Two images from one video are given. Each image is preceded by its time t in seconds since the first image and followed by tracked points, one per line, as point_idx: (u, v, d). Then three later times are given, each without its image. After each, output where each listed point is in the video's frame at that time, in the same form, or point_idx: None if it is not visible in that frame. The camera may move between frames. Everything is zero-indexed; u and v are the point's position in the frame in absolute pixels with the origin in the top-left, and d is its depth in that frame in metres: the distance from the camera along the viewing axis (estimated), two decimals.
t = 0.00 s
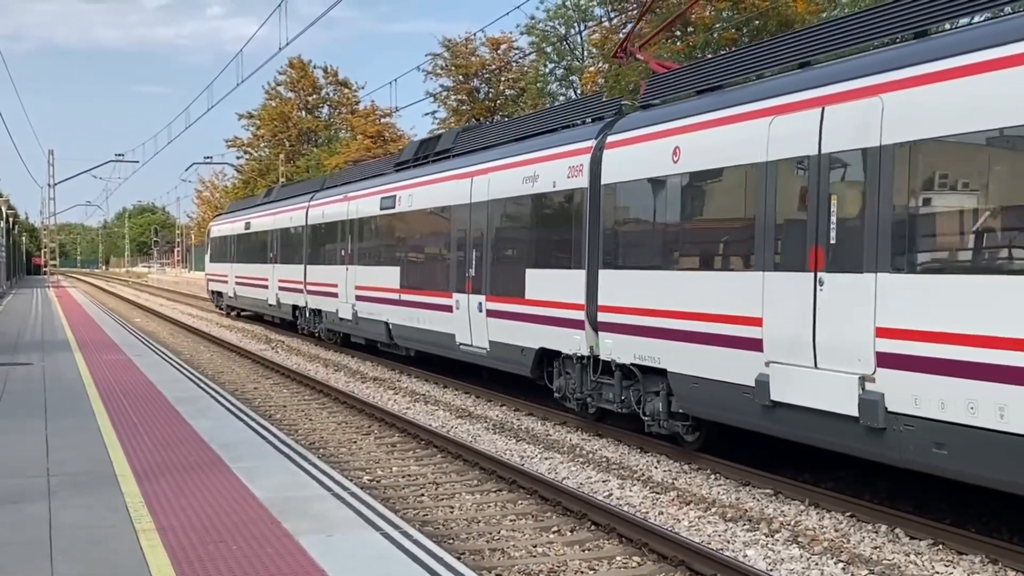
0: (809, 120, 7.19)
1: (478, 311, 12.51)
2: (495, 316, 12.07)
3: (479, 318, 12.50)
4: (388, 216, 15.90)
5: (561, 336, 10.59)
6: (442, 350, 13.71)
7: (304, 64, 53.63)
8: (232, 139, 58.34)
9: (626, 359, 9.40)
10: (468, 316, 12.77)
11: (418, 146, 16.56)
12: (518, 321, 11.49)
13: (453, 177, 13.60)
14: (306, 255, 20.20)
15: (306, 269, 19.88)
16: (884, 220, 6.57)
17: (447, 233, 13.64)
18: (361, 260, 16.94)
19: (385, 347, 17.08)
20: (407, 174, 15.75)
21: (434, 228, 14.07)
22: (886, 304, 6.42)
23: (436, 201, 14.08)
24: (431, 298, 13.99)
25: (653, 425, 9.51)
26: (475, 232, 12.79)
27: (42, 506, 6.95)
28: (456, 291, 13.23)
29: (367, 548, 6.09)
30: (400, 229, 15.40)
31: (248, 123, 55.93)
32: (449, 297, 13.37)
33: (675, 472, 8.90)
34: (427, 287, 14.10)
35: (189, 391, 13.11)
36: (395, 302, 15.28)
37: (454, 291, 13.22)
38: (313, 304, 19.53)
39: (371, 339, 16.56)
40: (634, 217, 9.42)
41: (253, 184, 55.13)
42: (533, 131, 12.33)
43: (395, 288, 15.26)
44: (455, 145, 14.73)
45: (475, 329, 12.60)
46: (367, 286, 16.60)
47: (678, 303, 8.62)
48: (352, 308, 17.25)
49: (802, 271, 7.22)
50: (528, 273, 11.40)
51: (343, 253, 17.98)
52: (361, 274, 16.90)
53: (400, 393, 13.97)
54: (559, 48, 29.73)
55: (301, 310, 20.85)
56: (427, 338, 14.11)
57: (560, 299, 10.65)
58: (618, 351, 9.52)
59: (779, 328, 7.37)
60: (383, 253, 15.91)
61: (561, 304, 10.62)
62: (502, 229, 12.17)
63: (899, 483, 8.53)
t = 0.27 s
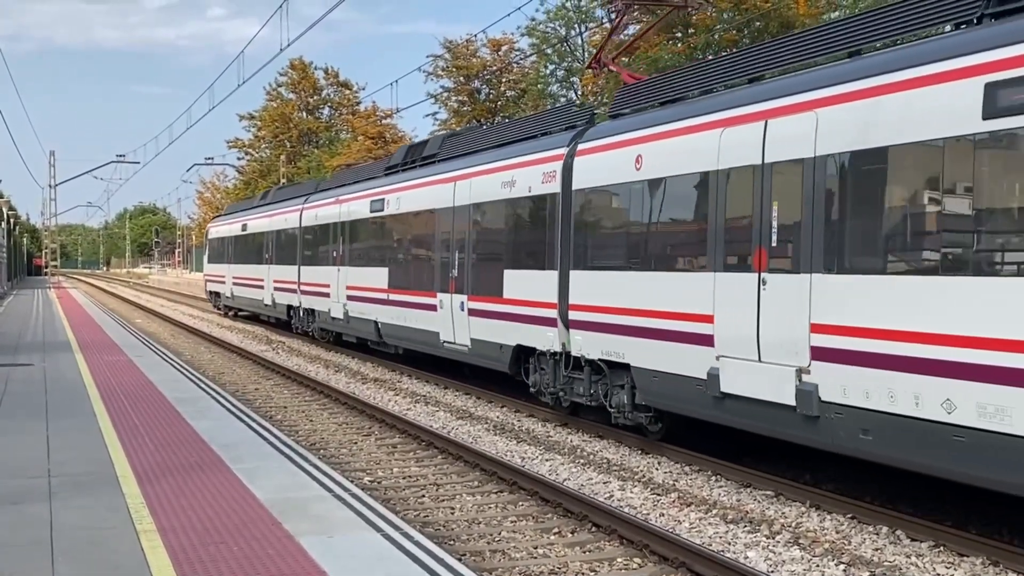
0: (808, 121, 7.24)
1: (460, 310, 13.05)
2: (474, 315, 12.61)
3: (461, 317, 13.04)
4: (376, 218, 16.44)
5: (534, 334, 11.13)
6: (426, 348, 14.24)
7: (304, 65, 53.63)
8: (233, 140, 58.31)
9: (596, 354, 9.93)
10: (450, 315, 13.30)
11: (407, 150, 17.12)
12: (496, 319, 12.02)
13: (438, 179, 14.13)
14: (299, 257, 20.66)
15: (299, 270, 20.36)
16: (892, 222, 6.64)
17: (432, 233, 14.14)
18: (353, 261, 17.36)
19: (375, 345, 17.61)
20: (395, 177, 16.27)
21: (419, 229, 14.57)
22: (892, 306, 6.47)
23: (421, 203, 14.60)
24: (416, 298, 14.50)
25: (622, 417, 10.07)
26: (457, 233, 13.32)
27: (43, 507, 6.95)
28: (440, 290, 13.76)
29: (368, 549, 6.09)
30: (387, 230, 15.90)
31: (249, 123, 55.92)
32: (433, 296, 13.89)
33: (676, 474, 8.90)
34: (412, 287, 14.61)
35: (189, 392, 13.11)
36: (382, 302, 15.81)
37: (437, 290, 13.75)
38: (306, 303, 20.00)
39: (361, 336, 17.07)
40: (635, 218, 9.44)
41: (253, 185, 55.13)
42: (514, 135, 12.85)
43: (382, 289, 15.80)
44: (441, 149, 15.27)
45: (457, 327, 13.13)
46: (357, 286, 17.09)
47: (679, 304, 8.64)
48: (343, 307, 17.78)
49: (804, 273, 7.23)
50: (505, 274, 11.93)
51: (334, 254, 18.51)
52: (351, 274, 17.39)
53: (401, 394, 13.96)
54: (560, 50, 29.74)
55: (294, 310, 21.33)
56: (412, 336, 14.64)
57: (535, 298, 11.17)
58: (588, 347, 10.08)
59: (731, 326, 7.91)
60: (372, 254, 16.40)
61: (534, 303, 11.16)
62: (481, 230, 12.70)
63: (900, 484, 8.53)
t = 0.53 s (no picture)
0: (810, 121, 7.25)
1: (444, 308, 13.70)
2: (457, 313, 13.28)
3: (445, 315, 13.70)
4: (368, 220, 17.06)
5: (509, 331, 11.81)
6: (413, 345, 14.91)
7: (306, 65, 53.65)
8: (234, 140, 58.33)
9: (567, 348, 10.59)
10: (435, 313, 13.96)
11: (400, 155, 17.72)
12: (476, 317, 12.67)
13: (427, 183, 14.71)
14: (297, 257, 21.29)
15: (296, 269, 20.97)
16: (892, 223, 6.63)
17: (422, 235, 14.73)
18: (348, 261, 17.91)
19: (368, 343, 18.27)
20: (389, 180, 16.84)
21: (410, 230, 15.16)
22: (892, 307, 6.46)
23: (412, 205, 15.16)
24: (405, 297, 15.15)
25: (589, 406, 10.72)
26: (443, 235, 13.95)
27: (44, 507, 6.96)
28: (426, 290, 14.41)
29: (368, 549, 6.09)
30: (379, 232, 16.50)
31: (250, 123, 55.93)
32: (419, 295, 14.55)
33: (677, 475, 8.90)
34: (401, 286, 15.22)
35: (190, 392, 13.12)
36: (372, 301, 16.49)
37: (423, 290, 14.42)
38: (302, 303, 20.62)
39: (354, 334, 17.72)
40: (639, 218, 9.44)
41: (255, 185, 55.17)
42: (500, 141, 13.42)
43: (372, 289, 16.46)
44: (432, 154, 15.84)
45: (441, 325, 13.80)
46: (351, 286, 17.73)
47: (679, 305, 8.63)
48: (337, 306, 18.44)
49: (808, 275, 7.23)
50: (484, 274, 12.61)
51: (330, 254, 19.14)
52: (345, 274, 18.03)
53: (402, 394, 13.96)
54: (561, 50, 29.76)
55: (291, 309, 21.93)
56: (401, 333, 15.31)
57: (512, 297, 11.81)
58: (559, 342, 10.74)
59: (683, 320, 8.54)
60: (364, 256, 17.04)
61: (508, 301, 11.84)
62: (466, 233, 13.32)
63: (901, 485, 8.53)
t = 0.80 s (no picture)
0: (807, 122, 7.28)
1: (427, 306, 14.24)
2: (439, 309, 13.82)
3: (428, 312, 14.24)
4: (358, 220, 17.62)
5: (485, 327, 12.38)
6: (399, 340, 15.45)
7: (307, 64, 53.64)
8: (236, 139, 58.34)
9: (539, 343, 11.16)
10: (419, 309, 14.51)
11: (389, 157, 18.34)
12: (457, 313, 13.22)
13: (413, 185, 15.29)
14: (291, 256, 21.87)
15: (290, 267, 21.55)
16: (894, 222, 6.63)
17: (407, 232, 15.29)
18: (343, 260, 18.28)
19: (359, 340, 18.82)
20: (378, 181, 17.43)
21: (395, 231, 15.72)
22: (891, 305, 6.49)
23: (400, 205, 15.74)
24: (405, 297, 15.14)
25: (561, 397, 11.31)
26: (426, 234, 14.52)
27: (45, 506, 6.96)
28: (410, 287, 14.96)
29: (369, 548, 6.09)
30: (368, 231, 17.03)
31: (252, 122, 55.93)
32: (404, 293, 15.09)
33: (678, 474, 8.90)
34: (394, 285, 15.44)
35: (192, 391, 13.13)
36: (361, 299, 17.06)
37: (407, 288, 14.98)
38: (303, 302, 20.62)
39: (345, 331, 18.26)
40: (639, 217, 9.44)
41: (256, 184, 55.18)
42: (482, 145, 13.99)
43: (361, 287, 17.04)
44: (419, 156, 16.41)
45: (424, 321, 14.34)
46: (342, 284, 18.26)
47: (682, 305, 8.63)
48: (328, 304, 18.99)
49: (810, 275, 7.24)
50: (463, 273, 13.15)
51: (322, 254, 19.74)
52: (336, 273, 18.60)
53: (403, 394, 13.96)
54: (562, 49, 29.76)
55: (286, 307, 22.46)
56: (387, 330, 15.87)
57: (490, 294, 12.34)
58: (532, 337, 11.31)
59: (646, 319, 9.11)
60: (354, 255, 17.59)
61: (485, 298, 12.40)
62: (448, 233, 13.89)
63: (902, 485, 8.52)
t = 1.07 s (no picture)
0: (808, 120, 7.29)
1: (411, 302, 14.92)
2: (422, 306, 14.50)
3: (412, 308, 14.92)
4: (347, 220, 18.12)
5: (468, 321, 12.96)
6: (384, 335, 16.13)
7: (309, 62, 53.64)
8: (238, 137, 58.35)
9: (517, 336, 11.75)
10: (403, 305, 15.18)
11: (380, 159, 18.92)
12: (439, 309, 13.88)
13: (402, 185, 15.78)
14: (285, 253, 22.34)
15: (284, 264, 22.02)
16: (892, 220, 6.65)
17: (396, 231, 15.74)
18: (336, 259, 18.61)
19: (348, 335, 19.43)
20: (369, 182, 17.94)
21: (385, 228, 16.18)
22: (892, 304, 6.49)
23: (387, 205, 16.33)
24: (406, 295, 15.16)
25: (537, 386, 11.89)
26: (415, 232, 15.02)
27: (48, 504, 6.97)
28: (399, 283, 15.49)
29: (371, 546, 6.10)
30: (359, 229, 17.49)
31: (254, 120, 55.93)
32: (389, 289, 15.75)
33: (680, 472, 8.90)
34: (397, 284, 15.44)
35: (194, 389, 13.13)
36: (349, 295, 17.73)
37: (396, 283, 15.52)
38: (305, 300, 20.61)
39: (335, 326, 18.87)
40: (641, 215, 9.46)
41: (258, 182, 55.20)
42: (468, 147, 14.49)
43: (352, 283, 17.57)
44: (407, 159, 17.00)
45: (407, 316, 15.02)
46: (332, 281, 18.85)
47: (683, 303, 8.64)
48: (319, 300, 19.61)
49: (811, 273, 7.24)
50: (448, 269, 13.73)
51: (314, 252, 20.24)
52: (328, 271, 19.09)
53: (405, 392, 13.96)
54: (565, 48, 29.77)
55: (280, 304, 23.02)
56: (373, 324, 16.54)
57: (469, 291, 13.03)
58: (510, 330, 11.89)
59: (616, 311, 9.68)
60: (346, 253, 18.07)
61: (468, 294, 13.02)
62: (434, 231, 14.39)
63: (903, 484, 8.53)
